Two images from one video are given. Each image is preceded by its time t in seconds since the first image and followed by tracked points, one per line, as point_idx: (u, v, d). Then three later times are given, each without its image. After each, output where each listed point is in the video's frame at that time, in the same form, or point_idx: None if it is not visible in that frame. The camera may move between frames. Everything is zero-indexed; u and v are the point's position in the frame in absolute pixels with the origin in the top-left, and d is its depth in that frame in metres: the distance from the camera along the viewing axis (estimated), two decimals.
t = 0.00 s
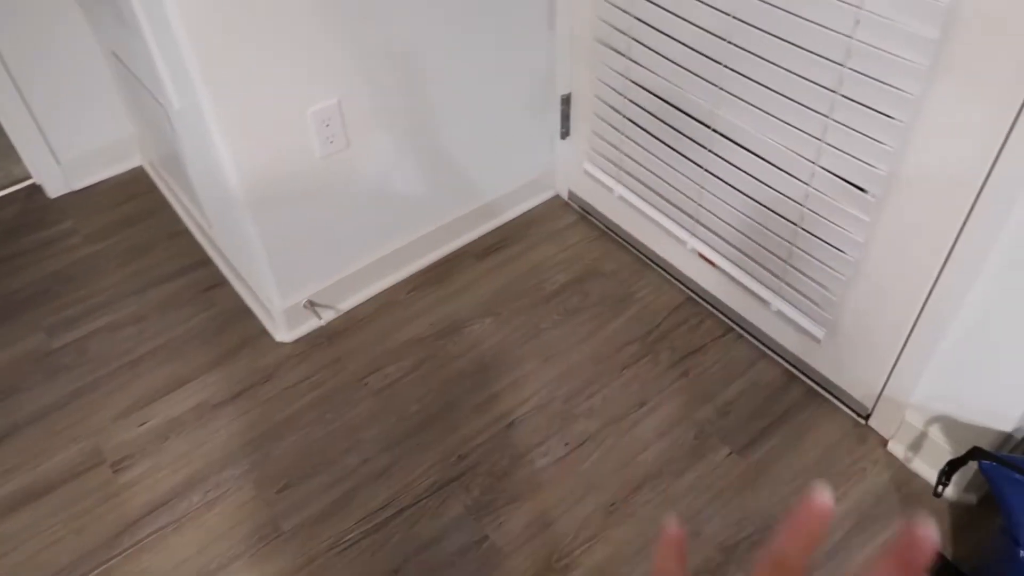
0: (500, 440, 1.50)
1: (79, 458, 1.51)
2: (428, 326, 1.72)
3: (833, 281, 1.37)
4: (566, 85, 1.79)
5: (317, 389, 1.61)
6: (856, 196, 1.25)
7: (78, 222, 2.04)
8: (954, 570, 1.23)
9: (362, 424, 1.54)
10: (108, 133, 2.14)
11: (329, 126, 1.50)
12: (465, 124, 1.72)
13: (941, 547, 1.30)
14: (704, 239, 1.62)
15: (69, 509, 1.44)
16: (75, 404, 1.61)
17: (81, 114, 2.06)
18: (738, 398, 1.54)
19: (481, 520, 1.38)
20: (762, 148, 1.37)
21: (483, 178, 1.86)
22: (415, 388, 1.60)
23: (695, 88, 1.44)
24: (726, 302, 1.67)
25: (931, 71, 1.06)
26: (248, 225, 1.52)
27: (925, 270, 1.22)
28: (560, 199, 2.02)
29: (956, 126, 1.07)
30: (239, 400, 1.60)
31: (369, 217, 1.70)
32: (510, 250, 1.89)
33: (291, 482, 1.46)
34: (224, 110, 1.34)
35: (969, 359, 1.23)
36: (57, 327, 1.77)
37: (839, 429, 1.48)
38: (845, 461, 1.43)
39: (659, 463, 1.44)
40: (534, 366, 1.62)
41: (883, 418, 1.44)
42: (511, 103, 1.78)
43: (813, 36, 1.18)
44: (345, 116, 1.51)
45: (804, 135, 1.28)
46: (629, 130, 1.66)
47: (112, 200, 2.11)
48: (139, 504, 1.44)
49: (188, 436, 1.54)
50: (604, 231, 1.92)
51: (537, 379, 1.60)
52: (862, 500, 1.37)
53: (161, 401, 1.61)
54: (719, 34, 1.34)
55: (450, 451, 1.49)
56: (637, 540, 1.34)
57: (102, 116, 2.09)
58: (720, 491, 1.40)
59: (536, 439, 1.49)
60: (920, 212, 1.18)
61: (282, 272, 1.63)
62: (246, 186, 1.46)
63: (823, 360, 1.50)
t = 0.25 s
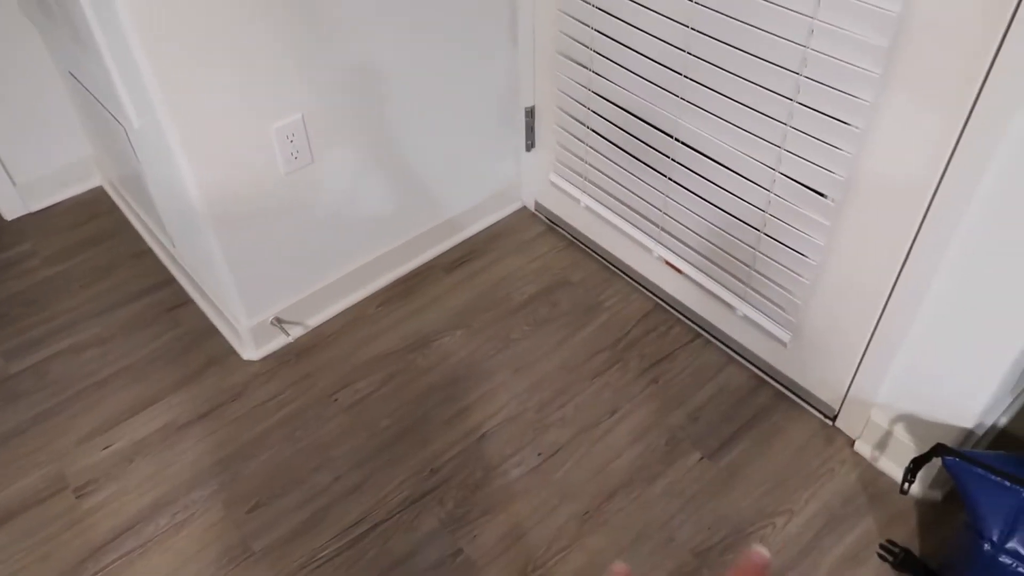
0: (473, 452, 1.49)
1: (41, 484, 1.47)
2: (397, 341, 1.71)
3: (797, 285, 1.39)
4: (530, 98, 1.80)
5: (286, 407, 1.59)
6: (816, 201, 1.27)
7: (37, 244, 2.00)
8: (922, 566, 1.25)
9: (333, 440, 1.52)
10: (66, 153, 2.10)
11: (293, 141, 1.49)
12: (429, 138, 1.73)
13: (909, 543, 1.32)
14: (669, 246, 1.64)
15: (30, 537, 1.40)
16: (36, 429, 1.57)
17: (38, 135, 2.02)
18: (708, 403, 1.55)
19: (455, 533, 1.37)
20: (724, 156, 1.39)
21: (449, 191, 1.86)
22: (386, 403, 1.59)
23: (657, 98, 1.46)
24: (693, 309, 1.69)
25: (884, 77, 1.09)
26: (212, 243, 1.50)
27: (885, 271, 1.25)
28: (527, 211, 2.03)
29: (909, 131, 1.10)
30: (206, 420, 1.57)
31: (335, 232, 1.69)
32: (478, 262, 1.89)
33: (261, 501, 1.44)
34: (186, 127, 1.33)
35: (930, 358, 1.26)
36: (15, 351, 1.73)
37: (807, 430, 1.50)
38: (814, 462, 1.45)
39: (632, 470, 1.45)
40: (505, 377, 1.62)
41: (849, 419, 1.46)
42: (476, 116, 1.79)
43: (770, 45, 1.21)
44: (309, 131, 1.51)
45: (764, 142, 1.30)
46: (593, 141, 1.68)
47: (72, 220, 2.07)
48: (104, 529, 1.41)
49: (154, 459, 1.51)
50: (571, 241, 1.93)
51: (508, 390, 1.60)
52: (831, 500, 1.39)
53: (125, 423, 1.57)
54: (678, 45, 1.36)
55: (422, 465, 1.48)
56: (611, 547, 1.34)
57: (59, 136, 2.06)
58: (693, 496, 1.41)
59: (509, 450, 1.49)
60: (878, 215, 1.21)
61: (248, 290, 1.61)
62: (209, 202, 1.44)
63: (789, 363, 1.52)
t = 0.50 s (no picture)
0: (452, 460, 1.48)
1: (9, 500, 1.44)
2: (374, 349, 1.70)
3: (773, 291, 1.41)
4: (505, 105, 1.81)
5: (262, 417, 1.57)
6: (791, 207, 1.28)
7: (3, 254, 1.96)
8: (898, 568, 1.27)
9: (309, 451, 1.51)
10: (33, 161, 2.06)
11: (267, 148, 1.48)
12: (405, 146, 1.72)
13: (885, 546, 1.34)
14: (646, 253, 1.65)
15: None
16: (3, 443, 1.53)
17: (4, 143, 1.98)
18: (686, 409, 1.56)
19: (435, 543, 1.36)
20: (699, 163, 1.40)
21: (426, 198, 1.85)
22: (363, 412, 1.58)
23: (632, 106, 1.47)
24: (669, 314, 1.70)
25: (856, 86, 1.11)
26: (185, 252, 1.48)
27: (859, 277, 1.26)
28: (504, 218, 2.03)
29: (881, 138, 1.12)
30: (179, 432, 1.55)
31: (310, 240, 1.67)
32: (455, 269, 1.88)
33: (237, 513, 1.42)
34: (158, 135, 1.31)
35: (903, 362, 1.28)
36: None
37: (783, 435, 1.51)
38: (791, 466, 1.46)
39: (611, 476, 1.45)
40: (483, 384, 1.62)
41: (825, 423, 1.47)
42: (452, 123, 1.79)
43: (744, 54, 1.22)
44: (283, 138, 1.49)
45: (739, 150, 1.31)
46: (570, 148, 1.68)
47: (39, 229, 2.03)
48: (75, 544, 1.38)
49: (127, 472, 1.48)
50: (548, 248, 1.93)
51: (486, 398, 1.59)
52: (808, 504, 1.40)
53: (97, 435, 1.54)
54: (653, 53, 1.37)
55: (401, 474, 1.47)
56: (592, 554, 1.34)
57: (26, 144, 2.02)
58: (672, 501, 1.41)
59: (488, 458, 1.49)
60: (852, 221, 1.22)
61: (222, 299, 1.59)
62: (182, 211, 1.42)
63: (765, 368, 1.53)
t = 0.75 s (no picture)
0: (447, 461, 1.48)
1: None
2: (374, 345, 1.69)
3: (776, 308, 1.41)
4: (517, 108, 1.81)
5: (258, 408, 1.57)
6: (799, 225, 1.28)
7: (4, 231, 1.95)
8: None
9: (304, 444, 1.50)
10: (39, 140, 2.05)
11: (277, 139, 1.47)
12: (414, 143, 1.72)
13: (876, 568, 1.34)
14: (651, 263, 1.65)
15: None
16: None
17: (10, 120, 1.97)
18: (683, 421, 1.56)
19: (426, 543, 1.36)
20: (709, 177, 1.40)
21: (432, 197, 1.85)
22: (360, 408, 1.57)
23: (644, 116, 1.47)
24: (670, 325, 1.70)
25: (870, 108, 1.11)
26: (189, 238, 1.47)
27: (863, 299, 1.26)
28: (509, 221, 2.03)
29: (893, 162, 1.12)
30: (174, 419, 1.54)
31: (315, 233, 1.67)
32: (458, 270, 1.88)
33: (228, 504, 1.41)
34: (169, 120, 1.31)
35: (903, 387, 1.28)
36: None
37: (779, 452, 1.51)
38: (786, 484, 1.46)
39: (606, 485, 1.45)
40: (481, 387, 1.61)
41: (822, 442, 1.47)
42: (462, 124, 1.78)
43: (760, 70, 1.22)
44: (293, 129, 1.49)
45: (750, 165, 1.31)
46: (579, 155, 1.68)
47: (42, 208, 2.02)
48: (64, 526, 1.37)
49: (120, 456, 1.47)
50: (552, 253, 1.93)
51: (484, 400, 1.59)
52: (802, 523, 1.40)
53: (91, 418, 1.54)
54: (668, 64, 1.37)
55: (395, 472, 1.46)
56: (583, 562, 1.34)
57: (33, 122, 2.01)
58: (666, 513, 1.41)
59: (483, 460, 1.48)
60: (859, 242, 1.22)
61: (224, 288, 1.58)
62: (189, 197, 1.41)
63: (765, 385, 1.53)
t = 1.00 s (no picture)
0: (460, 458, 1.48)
1: (17, 452, 1.45)
2: (391, 339, 1.70)
3: (798, 322, 1.39)
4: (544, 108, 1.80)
5: (274, 395, 1.57)
6: (826, 240, 1.27)
7: (32, 207, 1.97)
8: None
9: (318, 434, 1.51)
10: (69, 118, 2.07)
11: (306, 129, 1.47)
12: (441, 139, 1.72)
13: None
14: (672, 270, 1.64)
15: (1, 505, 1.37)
16: (17, 395, 1.54)
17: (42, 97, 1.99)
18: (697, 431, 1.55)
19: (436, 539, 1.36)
20: (736, 186, 1.39)
21: (456, 193, 1.85)
22: (375, 400, 1.57)
23: (673, 122, 1.46)
24: (689, 334, 1.69)
25: (905, 126, 1.10)
26: (214, 224, 1.48)
27: (888, 317, 1.25)
28: (531, 220, 2.03)
29: (926, 182, 1.11)
30: (191, 402, 1.55)
31: (338, 224, 1.67)
32: (478, 267, 1.88)
33: (241, 490, 1.42)
34: (200, 105, 1.31)
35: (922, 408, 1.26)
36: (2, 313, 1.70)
37: (793, 467, 1.50)
38: (799, 499, 1.45)
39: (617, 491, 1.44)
40: (497, 385, 1.61)
41: (837, 459, 1.46)
42: (489, 122, 1.78)
43: (794, 82, 1.21)
44: (322, 120, 1.49)
45: (779, 177, 1.30)
46: (605, 158, 1.67)
47: (69, 186, 2.04)
48: (79, 503, 1.38)
49: (136, 436, 1.48)
50: (573, 255, 1.92)
51: (498, 399, 1.59)
52: (813, 539, 1.39)
53: (109, 397, 1.55)
54: (700, 72, 1.36)
55: (408, 467, 1.46)
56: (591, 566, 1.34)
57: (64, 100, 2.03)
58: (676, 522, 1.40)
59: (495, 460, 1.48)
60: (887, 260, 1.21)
61: (245, 275, 1.59)
62: (216, 183, 1.42)
63: (782, 398, 1.52)
